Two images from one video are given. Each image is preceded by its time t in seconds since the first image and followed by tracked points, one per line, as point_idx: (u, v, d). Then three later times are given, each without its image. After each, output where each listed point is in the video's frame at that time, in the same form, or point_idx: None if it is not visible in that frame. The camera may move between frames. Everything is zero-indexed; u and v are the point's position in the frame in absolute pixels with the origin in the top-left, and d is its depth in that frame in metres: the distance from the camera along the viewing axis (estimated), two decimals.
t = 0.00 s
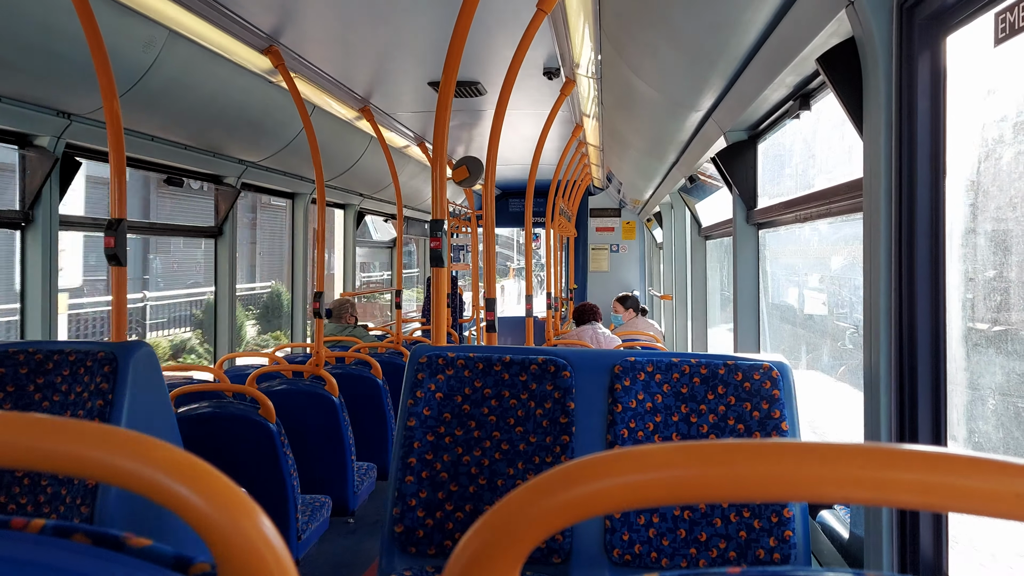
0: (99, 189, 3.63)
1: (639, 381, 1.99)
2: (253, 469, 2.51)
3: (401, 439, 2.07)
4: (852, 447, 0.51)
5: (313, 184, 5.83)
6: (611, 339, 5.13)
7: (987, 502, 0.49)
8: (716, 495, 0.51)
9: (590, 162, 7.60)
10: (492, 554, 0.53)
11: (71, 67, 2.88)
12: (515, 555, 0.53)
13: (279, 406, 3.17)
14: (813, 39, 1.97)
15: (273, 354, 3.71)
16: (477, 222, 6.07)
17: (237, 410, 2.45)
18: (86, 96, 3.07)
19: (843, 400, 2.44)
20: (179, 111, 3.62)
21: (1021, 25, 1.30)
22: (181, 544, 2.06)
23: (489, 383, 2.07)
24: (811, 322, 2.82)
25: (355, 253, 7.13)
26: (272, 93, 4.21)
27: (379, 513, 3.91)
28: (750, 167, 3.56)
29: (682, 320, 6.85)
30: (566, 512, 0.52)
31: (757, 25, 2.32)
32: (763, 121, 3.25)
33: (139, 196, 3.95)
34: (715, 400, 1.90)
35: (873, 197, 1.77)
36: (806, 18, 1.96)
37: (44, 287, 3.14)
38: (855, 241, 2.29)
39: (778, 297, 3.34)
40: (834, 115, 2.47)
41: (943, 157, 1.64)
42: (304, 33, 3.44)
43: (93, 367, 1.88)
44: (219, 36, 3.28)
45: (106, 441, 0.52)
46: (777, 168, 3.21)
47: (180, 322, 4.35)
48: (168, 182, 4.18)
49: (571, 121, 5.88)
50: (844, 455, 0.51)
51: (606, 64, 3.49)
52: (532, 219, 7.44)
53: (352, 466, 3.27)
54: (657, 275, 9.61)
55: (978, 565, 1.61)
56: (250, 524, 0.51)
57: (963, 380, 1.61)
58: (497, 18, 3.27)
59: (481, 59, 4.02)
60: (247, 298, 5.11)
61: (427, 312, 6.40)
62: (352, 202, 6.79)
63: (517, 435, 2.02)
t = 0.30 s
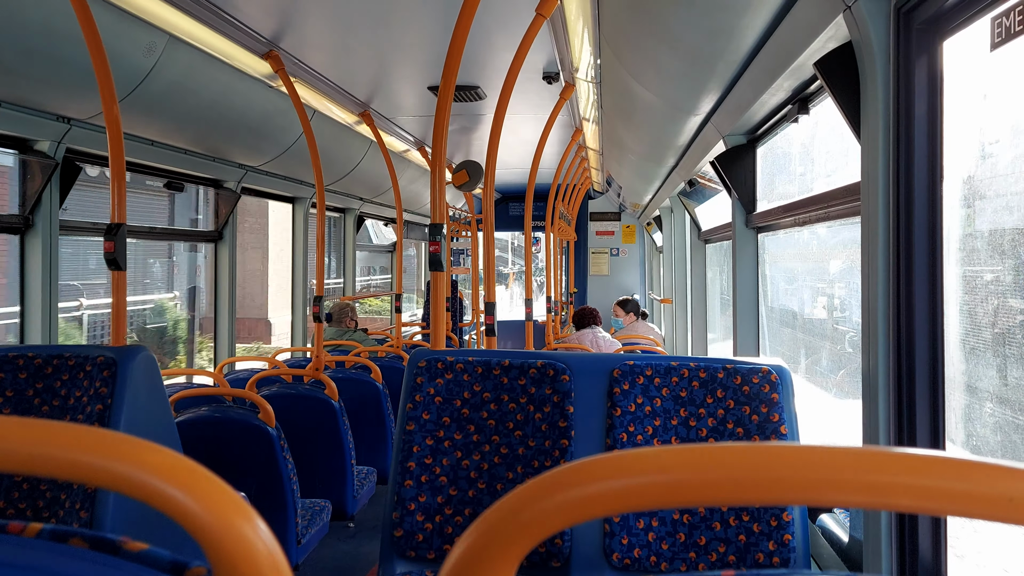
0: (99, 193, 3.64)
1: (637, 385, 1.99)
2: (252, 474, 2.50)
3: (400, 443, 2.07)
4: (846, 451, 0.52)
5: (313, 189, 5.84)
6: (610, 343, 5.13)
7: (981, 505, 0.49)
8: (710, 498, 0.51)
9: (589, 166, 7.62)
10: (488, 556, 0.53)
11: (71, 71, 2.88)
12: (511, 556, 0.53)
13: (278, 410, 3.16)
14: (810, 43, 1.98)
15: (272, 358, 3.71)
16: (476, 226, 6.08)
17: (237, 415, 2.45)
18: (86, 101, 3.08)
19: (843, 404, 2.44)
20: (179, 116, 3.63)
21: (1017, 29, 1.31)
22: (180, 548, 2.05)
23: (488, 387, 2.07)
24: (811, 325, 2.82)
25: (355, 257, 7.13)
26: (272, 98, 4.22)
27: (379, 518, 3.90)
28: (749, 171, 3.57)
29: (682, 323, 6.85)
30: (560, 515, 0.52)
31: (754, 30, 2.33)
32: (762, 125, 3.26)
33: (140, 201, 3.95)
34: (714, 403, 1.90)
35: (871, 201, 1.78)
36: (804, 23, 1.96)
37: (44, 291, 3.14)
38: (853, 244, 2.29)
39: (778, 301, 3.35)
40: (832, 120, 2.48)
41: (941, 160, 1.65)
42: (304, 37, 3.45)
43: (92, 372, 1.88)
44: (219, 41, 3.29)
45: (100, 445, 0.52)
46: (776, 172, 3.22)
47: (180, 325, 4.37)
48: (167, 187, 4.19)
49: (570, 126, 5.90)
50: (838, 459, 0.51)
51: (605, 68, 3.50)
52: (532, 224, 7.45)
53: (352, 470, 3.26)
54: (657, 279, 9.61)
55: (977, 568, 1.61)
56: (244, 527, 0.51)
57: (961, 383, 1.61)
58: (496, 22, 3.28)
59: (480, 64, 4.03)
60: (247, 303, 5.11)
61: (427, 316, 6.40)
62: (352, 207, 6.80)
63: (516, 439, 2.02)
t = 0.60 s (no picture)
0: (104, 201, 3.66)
1: (642, 390, 1.99)
2: (257, 481, 2.50)
3: (405, 450, 2.07)
4: (854, 453, 0.52)
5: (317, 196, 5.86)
6: (613, 349, 5.13)
7: (989, 506, 0.49)
8: (721, 500, 0.51)
9: (591, 172, 7.64)
10: (501, 558, 0.53)
11: (77, 80, 2.91)
12: (521, 558, 0.53)
13: (282, 417, 3.16)
14: (813, 48, 1.98)
15: (276, 365, 3.71)
16: (479, 232, 6.09)
17: (241, 421, 2.48)
18: (91, 109, 3.10)
19: (847, 409, 2.44)
20: (184, 123, 3.65)
21: (1020, 33, 1.31)
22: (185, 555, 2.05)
23: (493, 393, 2.08)
24: (814, 330, 2.82)
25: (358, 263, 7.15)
26: (276, 105, 4.25)
27: (383, 524, 3.89)
28: (752, 176, 3.57)
29: (685, 328, 6.84)
30: (571, 518, 0.52)
31: (756, 36, 2.34)
32: (764, 130, 3.26)
33: (144, 208, 3.98)
34: (719, 408, 1.90)
35: (875, 205, 1.78)
36: (806, 27, 1.97)
37: (50, 299, 3.15)
38: (857, 249, 2.29)
39: (781, 306, 3.35)
40: (835, 124, 2.48)
41: (945, 165, 1.65)
42: (307, 45, 3.48)
43: (99, 379, 1.89)
44: (224, 49, 3.32)
45: (117, 449, 0.52)
46: (778, 177, 3.23)
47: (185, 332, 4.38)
48: (172, 195, 4.21)
49: (572, 132, 5.92)
50: (847, 461, 0.51)
51: (607, 74, 3.51)
52: (534, 230, 7.47)
53: (356, 476, 3.26)
54: (659, 285, 9.62)
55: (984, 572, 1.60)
56: (259, 530, 0.51)
57: (967, 387, 1.61)
58: (498, 29, 3.30)
59: (482, 71, 4.05)
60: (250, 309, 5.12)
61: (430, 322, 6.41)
62: (355, 214, 6.82)
63: (521, 444, 2.01)
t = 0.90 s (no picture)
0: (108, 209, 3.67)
1: (645, 401, 1.98)
2: (259, 489, 2.49)
3: (407, 459, 2.06)
4: (857, 466, 0.52)
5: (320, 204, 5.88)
6: (615, 358, 5.12)
7: (993, 520, 0.49)
8: (724, 513, 0.51)
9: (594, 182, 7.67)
10: (504, 569, 0.53)
11: (83, 88, 2.93)
12: (524, 569, 0.53)
13: (284, 425, 3.16)
14: (816, 60, 2.00)
15: (279, 373, 3.71)
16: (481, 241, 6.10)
17: (243, 430, 2.46)
18: (97, 117, 3.12)
19: (851, 420, 2.42)
20: (188, 132, 3.67)
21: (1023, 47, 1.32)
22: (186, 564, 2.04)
23: (495, 403, 2.07)
24: (817, 341, 2.81)
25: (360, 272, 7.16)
26: (280, 114, 4.27)
27: (383, 534, 3.87)
28: (755, 186, 3.57)
29: (688, 338, 6.82)
30: (574, 531, 0.52)
31: (759, 48, 2.35)
32: (768, 141, 3.27)
33: (148, 215, 3.99)
34: (722, 419, 1.90)
35: (878, 216, 1.79)
36: (809, 39, 1.98)
37: (52, 306, 3.16)
38: (860, 260, 2.29)
39: (784, 317, 3.34)
40: (838, 136, 2.48)
41: (947, 177, 1.65)
42: (311, 54, 3.51)
43: (101, 387, 1.89)
44: (228, 58, 3.35)
45: (121, 459, 0.52)
46: (781, 188, 3.23)
47: (189, 339, 4.36)
48: (175, 203, 4.23)
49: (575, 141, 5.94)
50: (850, 475, 0.51)
51: (610, 84, 3.53)
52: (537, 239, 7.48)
53: (357, 486, 3.25)
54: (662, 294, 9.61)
55: None
56: (261, 541, 0.51)
57: (970, 400, 1.61)
58: (501, 39, 3.32)
59: (485, 80, 4.08)
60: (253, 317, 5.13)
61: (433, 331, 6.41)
62: (358, 222, 6.84)
63: (523, 455, 2.01)
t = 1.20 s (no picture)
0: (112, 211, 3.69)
1: (647, 404, 1.97)
2: (262, 491, 2.50)
3: (409, 462, 2.06)
4: (859, 469, 0.52)
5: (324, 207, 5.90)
6: (618, 362, 5.11)
7: (995, 525, 0.49)
8: (724, 516, 0.51)
9: (597, 185, 7.68)
10: (505, 571, 0.53)
11: (88, 91, 2.95)
12: (525, 571, 0.53)
13: (286, 428, 3.16)
14: (820, 64, 2.00)
15: (281, 376, 3.71)
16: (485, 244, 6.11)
17: (245, 432, 2.47)
18: (101, 120, 3.14)
19: (855, 424, 2.41)
20: (192, 134, 3.69)
21: None
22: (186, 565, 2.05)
23: (497, 406, 2.07)
24: (820, 345, 2.81)
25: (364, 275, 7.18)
26: (283, 117, 4.29)
27: (385, 537, 3.87)
28: (758, 191, 3.56)
29: (691, 342, 6.81)
30: (574, 533, 0.52)
31: (762, 52, 2.35)
32: (771, 145, 3.26)
33: (152, 218, 4.01)
34: (724, 423, 1.89)
35: (881, 219, 1.78)
36: (812, 43, 1.98)
37: (56, 307, 3.18)
38: (864, 264, 2.28)
39: (787, 321, 3.33)
40: (842, 140, 2.48)
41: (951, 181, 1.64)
42: (315, 58, 3.52)
43: (104, 388, 1.90)
44: (232, 61, 3.36)
45: (123, 459, 0.52)
46: (784, 192, 3.22)
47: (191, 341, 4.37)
48: (179, 206, 4.25)
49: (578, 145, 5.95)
50: (850, 477, 0.51)
51: (613, 88, 3.53)
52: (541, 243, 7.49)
53: (359, 488, 3.25)
54: (665, 298, 9.60)
55: None
56: (263, 542, 0.51)
57: (974, 404, 1.60)
58: (504, 42, 3.33)
59: (489, 84, 4.09)
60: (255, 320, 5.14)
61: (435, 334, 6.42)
62: (362, 225, 6.85)
63: (525, 458, 2.00)
